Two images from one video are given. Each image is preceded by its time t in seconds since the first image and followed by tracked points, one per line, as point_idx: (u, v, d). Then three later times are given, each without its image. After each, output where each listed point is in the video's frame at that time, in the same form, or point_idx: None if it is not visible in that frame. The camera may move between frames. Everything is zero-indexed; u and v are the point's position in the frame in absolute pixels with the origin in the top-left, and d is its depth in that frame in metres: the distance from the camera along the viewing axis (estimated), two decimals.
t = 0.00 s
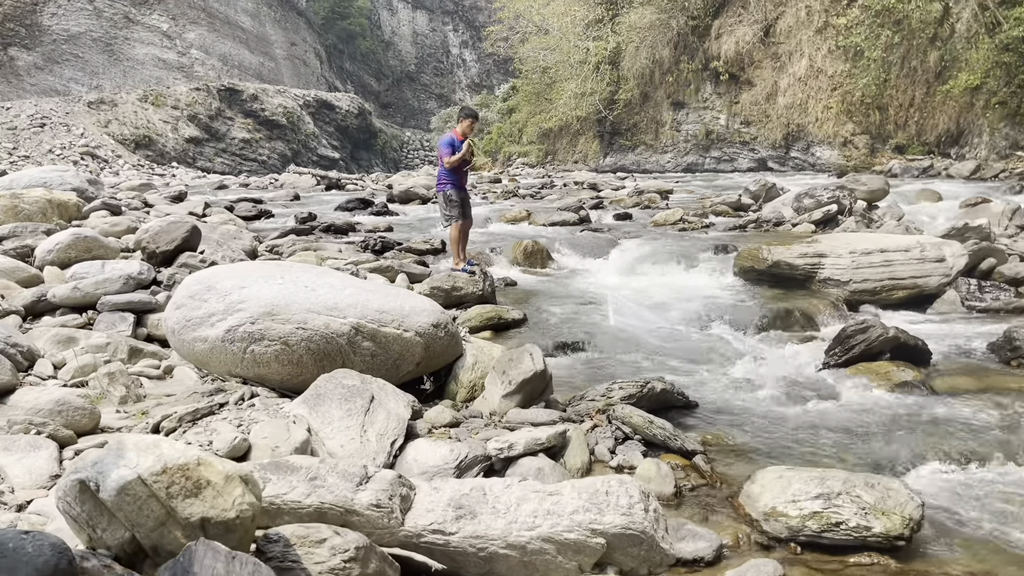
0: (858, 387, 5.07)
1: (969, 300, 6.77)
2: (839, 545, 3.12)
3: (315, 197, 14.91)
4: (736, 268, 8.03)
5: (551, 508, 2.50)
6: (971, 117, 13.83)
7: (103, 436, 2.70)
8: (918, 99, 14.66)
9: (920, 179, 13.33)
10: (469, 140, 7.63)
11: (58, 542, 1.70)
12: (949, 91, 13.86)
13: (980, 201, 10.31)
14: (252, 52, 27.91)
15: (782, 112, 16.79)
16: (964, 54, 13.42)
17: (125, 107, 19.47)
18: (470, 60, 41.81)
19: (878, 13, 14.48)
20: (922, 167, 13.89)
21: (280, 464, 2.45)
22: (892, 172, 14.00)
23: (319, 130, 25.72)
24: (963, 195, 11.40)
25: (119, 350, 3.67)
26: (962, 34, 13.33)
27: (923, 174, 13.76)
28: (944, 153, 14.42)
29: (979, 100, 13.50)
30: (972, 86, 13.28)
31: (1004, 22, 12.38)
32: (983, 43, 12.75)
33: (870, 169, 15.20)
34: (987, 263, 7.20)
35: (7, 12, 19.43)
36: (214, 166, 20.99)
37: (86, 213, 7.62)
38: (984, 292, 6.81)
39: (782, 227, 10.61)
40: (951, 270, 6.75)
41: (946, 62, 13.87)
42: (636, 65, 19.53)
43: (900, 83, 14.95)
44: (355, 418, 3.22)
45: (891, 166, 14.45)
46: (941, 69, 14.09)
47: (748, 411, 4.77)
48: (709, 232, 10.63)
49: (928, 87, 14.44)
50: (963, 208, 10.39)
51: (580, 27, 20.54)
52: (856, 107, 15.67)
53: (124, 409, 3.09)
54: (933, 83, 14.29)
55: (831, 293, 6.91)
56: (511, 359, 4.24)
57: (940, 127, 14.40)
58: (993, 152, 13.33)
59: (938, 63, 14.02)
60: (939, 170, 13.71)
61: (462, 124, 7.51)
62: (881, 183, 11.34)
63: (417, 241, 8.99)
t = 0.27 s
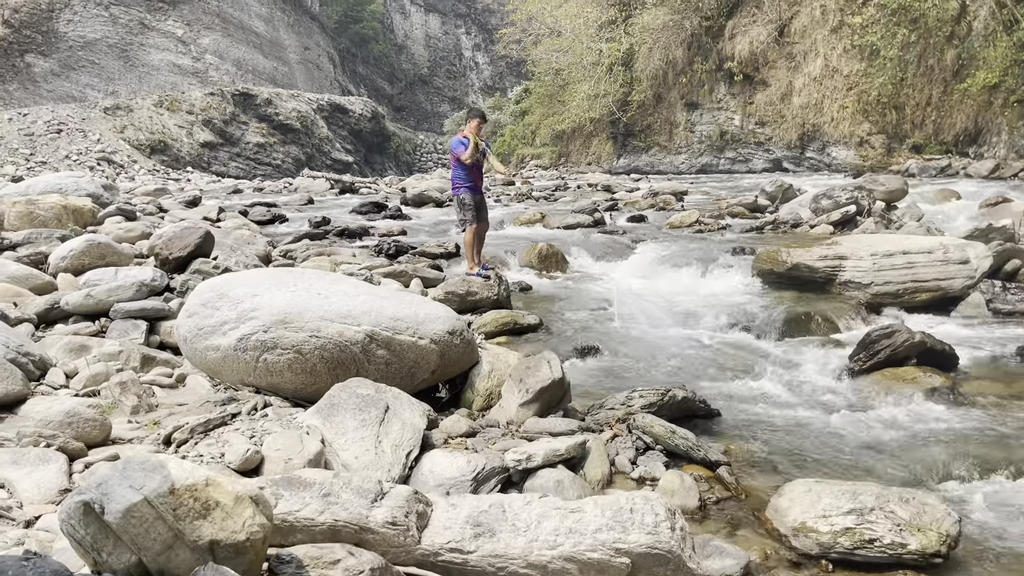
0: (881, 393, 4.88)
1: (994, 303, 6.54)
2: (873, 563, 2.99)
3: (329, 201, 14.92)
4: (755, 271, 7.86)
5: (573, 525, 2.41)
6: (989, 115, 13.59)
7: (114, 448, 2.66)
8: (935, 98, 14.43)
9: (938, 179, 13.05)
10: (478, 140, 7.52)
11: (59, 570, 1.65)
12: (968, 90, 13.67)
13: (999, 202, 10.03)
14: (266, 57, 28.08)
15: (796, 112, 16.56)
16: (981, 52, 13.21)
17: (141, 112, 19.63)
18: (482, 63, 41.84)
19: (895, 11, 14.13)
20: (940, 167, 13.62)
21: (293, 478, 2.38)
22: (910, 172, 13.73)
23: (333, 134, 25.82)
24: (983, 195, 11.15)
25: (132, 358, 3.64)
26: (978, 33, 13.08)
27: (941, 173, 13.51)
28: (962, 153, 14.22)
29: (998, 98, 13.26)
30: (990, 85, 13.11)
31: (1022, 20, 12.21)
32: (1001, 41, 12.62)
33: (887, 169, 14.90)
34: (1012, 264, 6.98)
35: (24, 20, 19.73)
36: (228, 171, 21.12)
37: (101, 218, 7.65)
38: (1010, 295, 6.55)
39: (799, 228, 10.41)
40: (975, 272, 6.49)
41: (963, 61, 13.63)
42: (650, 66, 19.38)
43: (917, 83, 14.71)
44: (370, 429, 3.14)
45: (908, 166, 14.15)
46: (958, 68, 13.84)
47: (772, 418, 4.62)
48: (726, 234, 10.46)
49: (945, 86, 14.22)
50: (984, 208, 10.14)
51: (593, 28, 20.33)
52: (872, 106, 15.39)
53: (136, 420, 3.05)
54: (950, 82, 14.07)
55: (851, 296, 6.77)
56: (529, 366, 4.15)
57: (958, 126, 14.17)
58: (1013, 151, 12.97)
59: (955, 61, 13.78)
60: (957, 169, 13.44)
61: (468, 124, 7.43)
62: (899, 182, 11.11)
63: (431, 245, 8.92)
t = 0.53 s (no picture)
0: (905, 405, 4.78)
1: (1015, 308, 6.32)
2: None
3: (340, 207, 14.94)
4: (770, 277, 7.75)
5: (593, 551, 2.35)
6: (1004, 115, 13.19)
7: (125, 468, 2.64)
8: (948, 98, 14.05)
9: (954, 180, 12.85)
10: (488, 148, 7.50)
11: None
12: (982, 90, 13.31)
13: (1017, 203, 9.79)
14: (277, 63, 28.24)
15: (809, 114, 16.38)
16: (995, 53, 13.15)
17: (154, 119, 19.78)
18: (493, 67, 41.96)
19: (907, 12, 14.08)
20: (955, 168, 13.40)
21: (306, 503, 2.36)
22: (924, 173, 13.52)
23: (344, 139, 25.91)
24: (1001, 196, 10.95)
25: (144, 373, 3.62)
26: (991, 33, 12.85)
27: (956, 175, 13.30)
28: (977, 154, 13.85)
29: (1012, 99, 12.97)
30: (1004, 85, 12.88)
31: None
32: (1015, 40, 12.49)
33: (901, 171, 14.68)
34: None
35: (37, 30, 20.01)
36: (241, 177, 21.23)
37: (113, 228, 7.68)
38: None
39: (814, 232, 10.25)
40: (994, 277, 6.36)
41: (976, 61, 13.34)
42: (660, 70, 19.27)
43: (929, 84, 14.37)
44: (383, 446, 3.08)
45: (923, 168, 13.93)
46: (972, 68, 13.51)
47: (792, 431, 4.51)
48: (740, 239, 10.33)
49: (959, 86, 13.82)
50: (1002, 210, 9.93)
51: (603, 32, 20.26)
52: (884, 108, 15.13)
53: (148, 436, 3.02)
54: (963, 82, 13.69)
55: (868, 303, 6.61)
56: (544, 380, 4.07)
57: (972, 126, 13.78)
58: None
59: (968, 62, 13.44)
60: (972, 170, 13.22)
61: (479, 133, 7.40)
62: (915, 185, 10.92)
63: (443, 252, 8.88)
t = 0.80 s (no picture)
0: (918, 410, 4.69)
1: None
2: None
3: (349, 214, 14.98)
4: (781, 280, 7.69)
5: (607, 563, 2.36)
6: (1015, 114, 13.17)
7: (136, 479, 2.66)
8: (957, 98, 14.03)
9: (965, 180, 12.72)
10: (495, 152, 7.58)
11: None
12: (991, 90, 13.36)
13: None
14: (285, 70, 28.41)
15: (817, 115, 16.29)
16: (1005, 52, 13.03)
17: (163, 128, 19.94)
18: (499, 72, 42.11)
19: (915, 12, 13.99)
20: (965, 168, 13.29)
21: (317, 515, 2.36)
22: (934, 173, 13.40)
23: (352, 146, 26.00)
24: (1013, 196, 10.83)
25: (154, 383, 3.64)
26: (1001, 32, 12.86)
27: (966, 174, 13.17)
28: (987, 153, 13.81)
29: None
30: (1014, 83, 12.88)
31: None
32: None
33: (911, 171, 14.56)
34: None
35: (47, 41, 20.24)
36: (249, 184, 21.35)
37: (124, 237, 7.73)
38: None
39: (824, 234, 10.17)
40: (1008, 279, 6.21)
41: (985, 60, 13.33)
42: (667, 73, 19.23)
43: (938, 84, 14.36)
44: (394, 456, 3.06)
45: (932, 168, 13.76)
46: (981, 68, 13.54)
47: (806, 436, 4.46)
48: (749, 241, 10.26)
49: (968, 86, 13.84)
50: (1015, 209, 9.84)
51: (609, 36, 20.24)
52: (893, 107, 15.01)
53: (158, 447, 3.04)
54: (973, 83, 13.69)
55: (880, 305, 6.57)
56: (554, 388, 4.04)
57: (982, 126, 13.75)
58: None
59: (977, 61, 13.46)
60: (983, 169, 13.07)
61: (485, 137, 7.43)
62: (925, 186, 10.83)
63: (451, 258, 8.87)
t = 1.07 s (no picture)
0: (932, 413, 4.62)
1: None
2: None
3: (356, 220, 15.02)
4: (789, 282, 7.63)
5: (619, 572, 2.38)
6: None
7: (145, 491, 2.71)
8: (964, 97, 13.94)
9: (974, 179, 12.61)
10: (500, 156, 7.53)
11: None
12: (998, 88, 13.27)
13: None
14: (291, 77, 28.55)
15: (824, 116, 16.22)
16: (1013, 50, 12.90)
17: (171, 136, 20.07)
18: (504, 77, 42.23)
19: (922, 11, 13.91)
20: (974, 166, 13.16)
21: (324, 527, 2.41)
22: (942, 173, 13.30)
23: (358, 152, 26.08)
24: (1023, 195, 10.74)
25: (163, 393, 3.66)
26: (1008, 31, 12.81)
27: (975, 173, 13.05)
28: (996, 152, 13.74)
29: None
30: None
31: None
32: None
33: (919, 171, 14.46)
34: None
35: (55, 51, 20.45)
36: (257, 192, 21.45)
37: (132, 246, 7.78)
38: None
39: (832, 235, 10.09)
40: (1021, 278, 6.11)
41: (993, 59, 13.24)
42: (672, 76, 19.19)
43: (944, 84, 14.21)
44: (403, 464, 3.05)
45: (941, 167, 13.64)
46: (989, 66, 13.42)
47: (818, 439, 4.40)
48: (758, 243, 10.20)
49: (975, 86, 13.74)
50: None
51: (614, 39, 20.24)
52: (900, 107, 14.92)
53: (167, 457, 3.08)
54: (980, 81, 13.59)
55: (891, 307, 6.50)
56: (563, 394, 4.01)
57: (990, 124, 13.69)
58: None
59: (984, 59, 13.36)
60: (992, 168, 12.95)
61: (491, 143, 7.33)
62: (933, 185, 10.75)
63: (459, 263, 8.86)
